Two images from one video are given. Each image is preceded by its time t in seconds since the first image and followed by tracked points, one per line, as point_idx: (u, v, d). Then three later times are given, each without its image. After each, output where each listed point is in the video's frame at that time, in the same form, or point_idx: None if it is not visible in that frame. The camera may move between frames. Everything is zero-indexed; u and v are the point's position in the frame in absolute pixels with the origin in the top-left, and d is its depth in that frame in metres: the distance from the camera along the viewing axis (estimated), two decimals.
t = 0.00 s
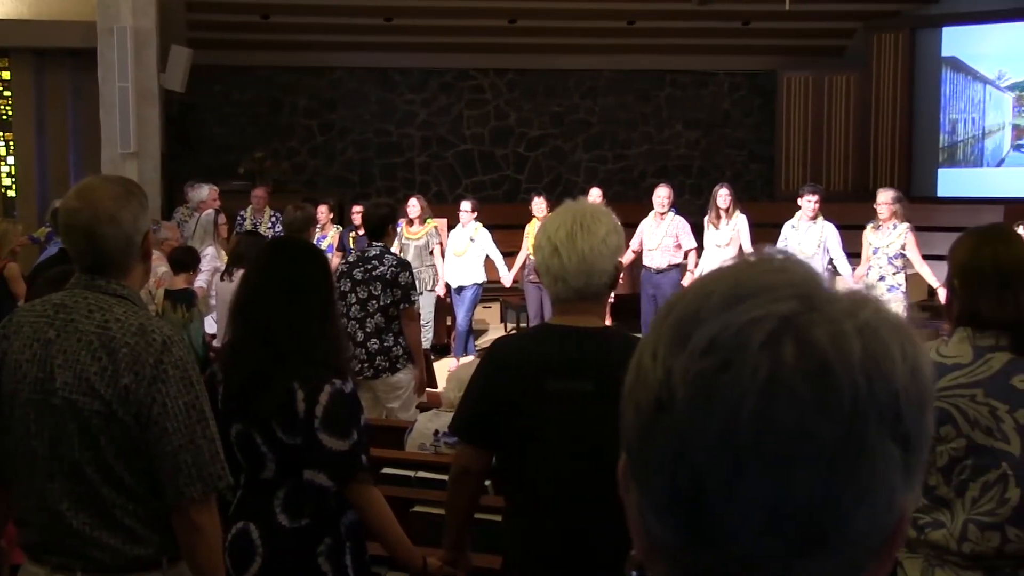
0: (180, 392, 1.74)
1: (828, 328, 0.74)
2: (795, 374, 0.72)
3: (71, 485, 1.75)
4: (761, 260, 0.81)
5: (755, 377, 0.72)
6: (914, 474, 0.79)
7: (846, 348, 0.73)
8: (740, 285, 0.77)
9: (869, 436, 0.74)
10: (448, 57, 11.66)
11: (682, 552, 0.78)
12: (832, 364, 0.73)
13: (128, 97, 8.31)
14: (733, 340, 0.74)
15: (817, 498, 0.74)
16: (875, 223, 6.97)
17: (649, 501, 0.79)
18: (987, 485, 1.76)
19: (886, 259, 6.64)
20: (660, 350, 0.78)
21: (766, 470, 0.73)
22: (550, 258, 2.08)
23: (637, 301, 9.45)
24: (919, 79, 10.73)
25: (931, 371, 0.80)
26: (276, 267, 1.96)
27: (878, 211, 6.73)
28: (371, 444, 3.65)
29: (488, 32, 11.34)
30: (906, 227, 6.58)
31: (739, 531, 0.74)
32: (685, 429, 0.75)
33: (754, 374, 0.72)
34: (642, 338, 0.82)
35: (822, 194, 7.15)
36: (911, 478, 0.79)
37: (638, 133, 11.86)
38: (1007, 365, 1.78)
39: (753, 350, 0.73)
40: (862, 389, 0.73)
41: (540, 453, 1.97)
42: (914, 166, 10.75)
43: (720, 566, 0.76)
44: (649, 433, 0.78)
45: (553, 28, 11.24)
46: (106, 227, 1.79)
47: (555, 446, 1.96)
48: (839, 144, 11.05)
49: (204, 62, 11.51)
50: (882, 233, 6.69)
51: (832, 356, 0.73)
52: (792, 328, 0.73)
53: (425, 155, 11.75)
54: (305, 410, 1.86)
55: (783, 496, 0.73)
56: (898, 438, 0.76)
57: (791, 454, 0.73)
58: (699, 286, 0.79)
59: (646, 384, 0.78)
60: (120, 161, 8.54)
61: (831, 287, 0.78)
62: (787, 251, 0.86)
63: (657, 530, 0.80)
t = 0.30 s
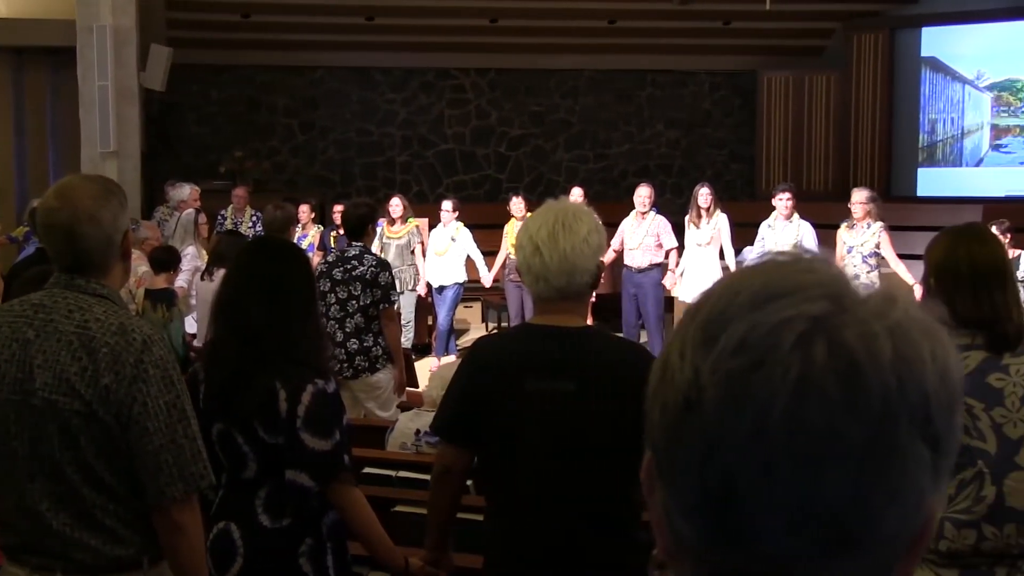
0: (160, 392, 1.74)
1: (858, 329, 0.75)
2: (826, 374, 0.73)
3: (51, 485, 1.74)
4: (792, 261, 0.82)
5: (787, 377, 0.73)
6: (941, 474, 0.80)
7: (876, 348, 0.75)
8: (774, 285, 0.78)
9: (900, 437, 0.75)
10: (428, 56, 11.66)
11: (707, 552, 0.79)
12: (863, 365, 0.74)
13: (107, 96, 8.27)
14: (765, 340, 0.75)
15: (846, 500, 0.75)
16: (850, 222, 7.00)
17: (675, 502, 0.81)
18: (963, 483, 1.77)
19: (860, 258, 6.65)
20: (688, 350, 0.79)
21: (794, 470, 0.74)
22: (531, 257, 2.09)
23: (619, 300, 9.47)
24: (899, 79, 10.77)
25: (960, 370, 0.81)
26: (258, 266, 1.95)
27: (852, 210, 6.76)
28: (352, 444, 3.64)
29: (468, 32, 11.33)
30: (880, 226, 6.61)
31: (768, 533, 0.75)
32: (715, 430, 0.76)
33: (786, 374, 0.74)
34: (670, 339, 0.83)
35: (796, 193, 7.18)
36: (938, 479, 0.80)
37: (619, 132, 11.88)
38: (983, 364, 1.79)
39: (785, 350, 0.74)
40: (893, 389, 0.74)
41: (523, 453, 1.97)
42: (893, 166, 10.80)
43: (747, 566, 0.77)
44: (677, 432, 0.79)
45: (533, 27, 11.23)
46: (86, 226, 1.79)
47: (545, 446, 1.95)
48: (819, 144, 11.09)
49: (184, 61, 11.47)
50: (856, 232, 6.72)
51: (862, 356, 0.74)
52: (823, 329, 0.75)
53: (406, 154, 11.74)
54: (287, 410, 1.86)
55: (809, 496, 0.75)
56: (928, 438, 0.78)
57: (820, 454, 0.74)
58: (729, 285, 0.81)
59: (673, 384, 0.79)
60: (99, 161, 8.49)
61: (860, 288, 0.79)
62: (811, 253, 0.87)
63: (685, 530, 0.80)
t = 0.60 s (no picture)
0: (146, 392, 1.73)
1: (872, 327, 0.76)
2: (840, 373, 0.74)
3: (35, 485, 1.74)
4: (806, 258, 0.83)
5: (802, 377, 0.74)
6: (952, 474, 0.81)
7: (890, 347, 0.75)
8: (787, 283, 0.79)
9: (912, 434, 0.76)
10: (413, 56, 11.64)
11: (718, 551, 0.80)
12: (877, 364, 0.75)
13: (90, 94, 8.23)
14: (778, 339, 0.76)
15: (857, 499, 0.76)
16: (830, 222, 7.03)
17: (688, 501, 0.82)
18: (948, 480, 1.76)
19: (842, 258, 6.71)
20: (703, 348, 0.79)
21: (806, 468, 0.76)
22: (518, 256, 2.09)
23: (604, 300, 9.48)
24: (883, 78, 10.81)
25: (972, 369, 0.82)
26: (244, 267, 1.95)
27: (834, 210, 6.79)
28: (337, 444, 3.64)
29: (453, 31, 11.30)
30: (861, 226, 6.65)
31: (785, 531, 0.77)
32: (730, 429, 0.77)
33: (801, 373, 0.74)
34: (680, 337, 0.84)
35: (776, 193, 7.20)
36: (950, 478, 0.81)
37: (603, 131, 11.89)
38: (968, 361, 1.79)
39: (799, 349, 0.75)
40: (907, 388, 0.75)
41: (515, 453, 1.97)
42: (877, 166, 10.85)
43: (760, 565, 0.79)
44: (691, 432, 0.80)
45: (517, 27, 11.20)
46: (71, 225, 1.78)
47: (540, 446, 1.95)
48: (803, 143, 11.13)
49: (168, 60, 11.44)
50: (837, 233, 6.77)
51: (876, 354, 0.75)
52: (837, 329, 0.75)
53: (391, 153, 11.73)
54: (275, 412, 1.85)
55: (826, 493, 0.76)
56: (939, 440, 0.78)
57: (833, 453, 0.75)
58: (741, 283, 0.81)
59: (688, 381, 0.80)
60: (83, 160, 8.46)
61: (872, 284, 0.80)
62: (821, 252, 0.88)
63: (696, 527, 0.82)
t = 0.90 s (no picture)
0: (134, 393, 1.73)
1: (858, 328, 0.72)
2: (825, 374, 0.71)
3: (21, 486, 1.73)
4: (789, 256, 0.80)
5: (786, 378, 0.71)
6: (937, 472, 0.77)
7: (877, 349, 0.72)
8: (771, 285, 0.75)
9: (898, 434, 0.73)
10: (400, 55, 11.62)
11: (700, 556, 0.77)
12: (863, 366, 0.71)
13: (77, 94, 8.22)
14: (764, 340, 0.73)
15: (843, 500, 0.73)
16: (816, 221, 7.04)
17: (672, 502, 0.78)
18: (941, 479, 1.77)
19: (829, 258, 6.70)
20: (686, 349, 0.77)
21: (789, 472, 0.72)
22: (510, 255, 2.09)
23: (592, 299, 9.50)
24: (869, 79, 10.84)
25: (956, 367, 0.78)
26: (236, 270, 1.94)
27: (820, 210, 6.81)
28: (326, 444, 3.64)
29: (440, 32, 11.26)
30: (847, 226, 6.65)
31: (770, 533, 0.74)
32: (712, 431, 0.74)
33: (784, 375, 0.71)
34: (663, 339, 0.81)
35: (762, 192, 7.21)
36: (936, 476, 0.77)
37: (591, 131, 11.92)
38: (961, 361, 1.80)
39: (785, 349, 0.72)
40: (892, 389, 0.72)
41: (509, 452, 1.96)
42: (864, 166, 10.89)
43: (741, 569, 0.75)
44: (674, 434, 0.77)
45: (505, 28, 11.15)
46: (60, 226, 1.78)
47: (535, 445, 1.94)
48: (790, 143, 11.15)
49: (154, 59, 11.42)
50: (824, 232, 6.76)
51: (863, 357, 0.72)
52: (824, 330, 0.72)
53: (378, 153, 11.74)
54: (267, 412, 1.84)
55: (811, 495, 0.73)
56: (924, 441, 0.75)
57: (817, 457, 0.72)
58: (725, 284, 0.78)
59: (671, 382, 0.77)
60: (69, 160, 8.44)
61: (857, 283, 0.77)
62: (805, 251, 0.85)
63: (684, 532, 0.78)
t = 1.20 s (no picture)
0: (119, 392, 1.72)
1: (805, 330, 0.72)
2: (774, 374, 0.71)
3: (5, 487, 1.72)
4: (738, 257, 0.80)
5: (735, 379, 0.71)
6: (887, 472, 0.77)
7: (825, 349, 0.72)
8: (720, 285, 0.75)
9: (849, 433, 0.73)
10: (385, 55, 11.62)
11: (653, 556, 0.77)
12: (812, 367, 0.71)
13: (59, 94, 8.18)
14: (714, 341, 0.72)
15: (797, 498, 0.72)
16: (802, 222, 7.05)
17: (624, 503, 0.78)
18: (931, 478, 1.79)
19: (814, 258, 6.69)
20: (636, 351, 0.76)
21: (740, 468, 0.71)
22: (498, 255, 2.08)
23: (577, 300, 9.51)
24: (853, 80, 10.87)
25: (906, 368, 0.78)
26: (224, 270, 1.93)
27: (806, 211, 6.82)
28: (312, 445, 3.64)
29: (424, 32, 11.23)
30: (833, 226, 6.66)
31: (717, 533, 0.73)
32: (664, 431, 0.73)
33: (734, 376, 0.71)
34: (616, 339, 0.80)
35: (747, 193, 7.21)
36: (886, 477, 0.78)
37: (575, 131, 11.94)
38: (951, 361, 1.81)
39: (734, 349, 0.71)
40: (840, 388, 0.72)
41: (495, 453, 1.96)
42: (847, 166, 10.93)
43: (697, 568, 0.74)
44: (626, 436, 0.76)
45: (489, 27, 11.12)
46: (44, 226, 1.77)
47: (526, 447, 1.95)
48: (773, 144, 11.19)
49: (137, 59, 11.39)
50: (810, 233, 6.77)
51: (810, 358, 0.72)
52: (773, 331, 0.72)
53: (362, 153, 11.73)
54: (256, 412, 1.84)
55: (758, 499, 0.72)
56: (874, 440, 0.75)
57: (771, 453, 0.71)
58: (677, 286, 0.78)
59: (623, 383, 0.77)
60: (51, 159, 8.42)
61: (808, 288, 0.77)
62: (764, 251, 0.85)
63: (633, 533, 0.78)
